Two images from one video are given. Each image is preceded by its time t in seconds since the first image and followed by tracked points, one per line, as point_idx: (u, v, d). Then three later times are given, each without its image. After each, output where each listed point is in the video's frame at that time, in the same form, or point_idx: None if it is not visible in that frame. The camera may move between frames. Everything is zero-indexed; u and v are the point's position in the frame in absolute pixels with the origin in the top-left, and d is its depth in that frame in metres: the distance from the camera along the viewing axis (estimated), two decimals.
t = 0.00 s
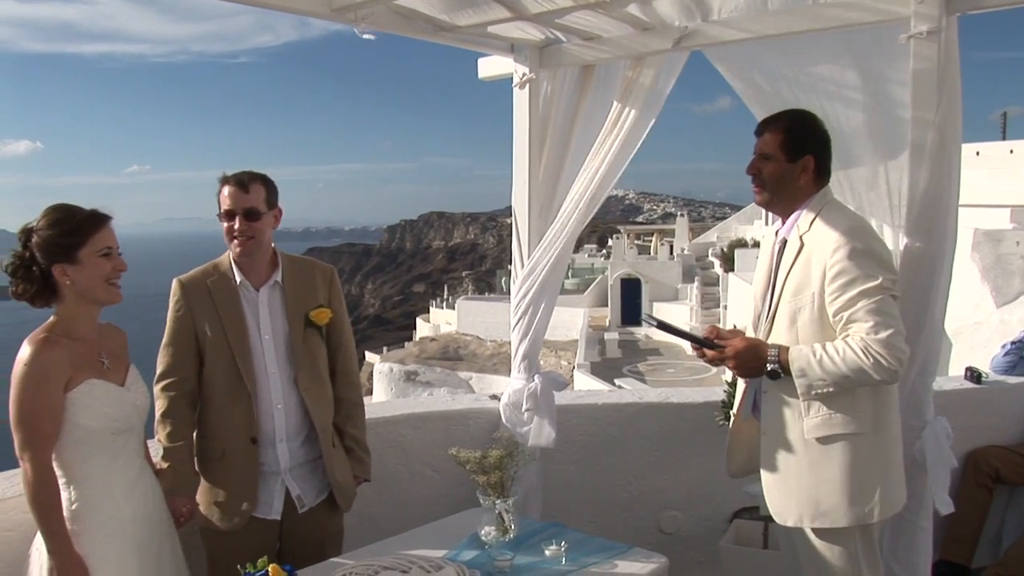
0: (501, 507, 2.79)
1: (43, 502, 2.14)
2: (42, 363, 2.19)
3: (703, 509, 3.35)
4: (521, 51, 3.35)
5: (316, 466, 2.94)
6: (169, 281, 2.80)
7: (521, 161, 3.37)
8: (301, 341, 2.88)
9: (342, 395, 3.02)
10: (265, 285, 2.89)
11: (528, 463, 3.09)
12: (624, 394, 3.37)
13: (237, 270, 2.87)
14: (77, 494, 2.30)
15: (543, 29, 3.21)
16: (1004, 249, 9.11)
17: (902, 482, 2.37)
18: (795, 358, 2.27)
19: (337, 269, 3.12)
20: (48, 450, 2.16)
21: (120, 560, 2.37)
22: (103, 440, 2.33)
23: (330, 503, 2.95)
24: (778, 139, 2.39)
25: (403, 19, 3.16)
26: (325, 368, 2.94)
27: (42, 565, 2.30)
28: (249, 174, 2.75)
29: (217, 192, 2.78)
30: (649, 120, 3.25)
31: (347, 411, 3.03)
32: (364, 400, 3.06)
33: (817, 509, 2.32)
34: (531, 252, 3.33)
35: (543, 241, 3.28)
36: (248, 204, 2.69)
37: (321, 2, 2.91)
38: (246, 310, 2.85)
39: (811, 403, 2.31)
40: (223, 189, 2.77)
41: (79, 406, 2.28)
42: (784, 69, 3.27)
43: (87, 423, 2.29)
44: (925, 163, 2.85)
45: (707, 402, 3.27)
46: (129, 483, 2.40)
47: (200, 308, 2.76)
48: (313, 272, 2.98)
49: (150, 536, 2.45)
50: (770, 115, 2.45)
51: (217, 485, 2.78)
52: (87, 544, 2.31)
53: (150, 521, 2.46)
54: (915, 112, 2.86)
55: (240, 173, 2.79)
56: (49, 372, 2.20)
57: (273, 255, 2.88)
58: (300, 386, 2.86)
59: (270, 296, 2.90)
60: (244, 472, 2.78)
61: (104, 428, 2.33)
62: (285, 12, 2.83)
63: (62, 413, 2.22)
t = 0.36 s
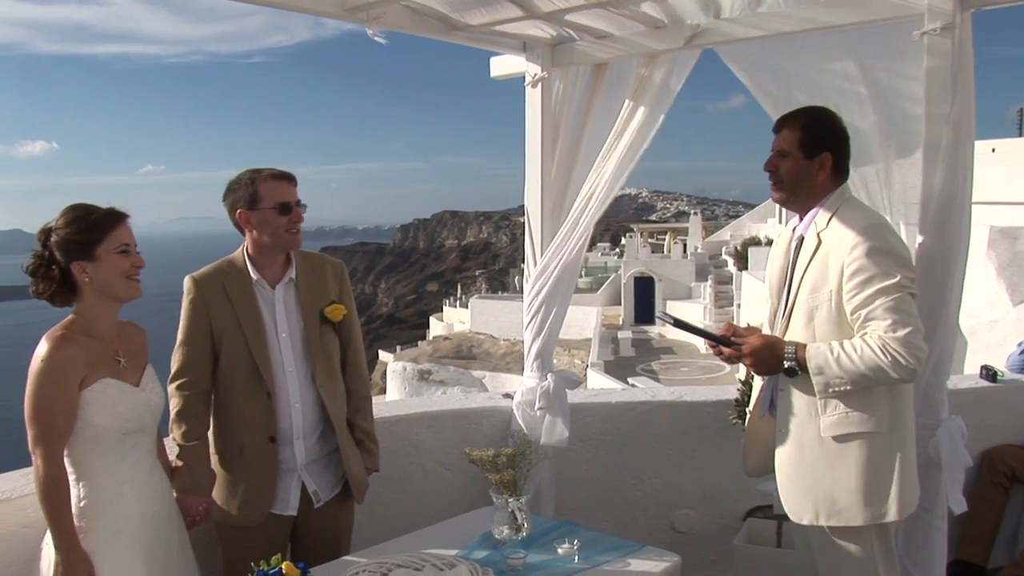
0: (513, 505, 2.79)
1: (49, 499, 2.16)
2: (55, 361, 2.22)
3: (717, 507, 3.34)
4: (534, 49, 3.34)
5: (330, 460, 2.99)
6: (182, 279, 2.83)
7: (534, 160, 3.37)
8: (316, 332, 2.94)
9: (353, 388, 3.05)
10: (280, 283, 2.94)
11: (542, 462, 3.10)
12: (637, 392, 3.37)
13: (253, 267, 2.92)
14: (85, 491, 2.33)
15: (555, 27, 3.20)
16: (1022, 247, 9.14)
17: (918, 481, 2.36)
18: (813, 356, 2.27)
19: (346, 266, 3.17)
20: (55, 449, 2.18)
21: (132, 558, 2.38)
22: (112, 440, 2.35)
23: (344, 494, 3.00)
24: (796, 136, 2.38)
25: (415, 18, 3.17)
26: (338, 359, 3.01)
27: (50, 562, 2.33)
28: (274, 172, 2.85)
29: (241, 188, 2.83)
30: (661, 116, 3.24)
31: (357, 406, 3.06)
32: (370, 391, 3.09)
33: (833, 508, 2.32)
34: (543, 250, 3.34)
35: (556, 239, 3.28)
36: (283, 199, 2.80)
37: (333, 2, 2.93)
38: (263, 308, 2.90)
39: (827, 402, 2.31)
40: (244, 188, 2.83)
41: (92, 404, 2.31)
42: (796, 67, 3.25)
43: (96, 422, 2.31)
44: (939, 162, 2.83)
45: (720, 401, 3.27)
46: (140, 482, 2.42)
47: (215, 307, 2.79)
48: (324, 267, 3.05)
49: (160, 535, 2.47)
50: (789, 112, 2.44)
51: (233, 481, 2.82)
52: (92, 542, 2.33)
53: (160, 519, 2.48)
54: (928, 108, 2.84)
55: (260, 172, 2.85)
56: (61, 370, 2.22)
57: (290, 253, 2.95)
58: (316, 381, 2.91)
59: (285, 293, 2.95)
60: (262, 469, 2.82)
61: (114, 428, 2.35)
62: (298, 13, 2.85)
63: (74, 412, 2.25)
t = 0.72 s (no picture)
0: (534, 506, 2.81)
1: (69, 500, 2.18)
2: (76, 363, 2.24)
3: (741, 509, 3.33)
4: (556, 50, 3.33)
5: (354, 459, 3.00)
6: (207, 280, 2.82)
7: (555, 162, 3.36)
8: (340, 333, 2.97)
9: (373, 388, 3.05)
10: (305, 284, 2.95)
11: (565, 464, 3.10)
12: (660, 393, 3.36)
13: (278, 267, 2.94)
14: (105, 492, 2.35)
15: (575, 28, 3.18)
16: None
17: (950, 485, 2.34)
18: (842, 359, 2.25)
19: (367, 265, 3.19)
20: (75, 450, 2.21)
21: (154, 558, 2.40)
22: (131, 441, 2.37)
23: (368, 493, 3.02)
24: (814, 137, 2.38)
25: (436, 20, 3.18)
26: (361, 359, 3.03)
27: (71, 562, 2.35)
28: (298, 174, 2.86)
29: (268, 189, 2.85)
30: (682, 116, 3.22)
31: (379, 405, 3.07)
32: (388, 390, 3.08)
33: (864, 513, 2.31)
34: (566, 251, 3.33)
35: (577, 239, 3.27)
36: (309, 200, 2.82)
37: (354, 4, 2.94)
38: (289, 310, 2.92)
39: (856, 406, 2.30)
40: (269, 190, 2.84)
41: (112, 405, 2.33)
42: (819, 66, 3.24)
43: (115, 424, 2.33)
44: (962, 161, 2.80)
45: (744, 402, 3.25)
46: (162, 482, 2.44)
47: (242, 307, 2.80)
48: (346, 267, 3.08)
49: (180, 535, 2.48)
50: (808, 113, 2.44)
51: (257, 482, 2.83)
52: (112, 542, 2.35)
53: (179, 520, 2.49)
54: (953, 106, 2.80)
55: (285, 174, 2.87)
56: (82, 372, 2.24)
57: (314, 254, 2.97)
58: (342, 382, 2.93)
59: (310, 295, 2.96)
60: (289, 470, 2.83)
61: (132, 429, 2.37)
62: (319, 15, 2.85)
63: (94, 413, 2.27)
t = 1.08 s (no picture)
0: (569, 507, 2.79)
1: (108, 495, 2.21)
2: (114, 360, 2.26)
3: (777, 513, 3.30)
4: (595, 49, 3.31)
5: (391, 458, 3.01)
6: (246, 277, 2.85)
7: (593, 162, 3.36)
8: (378, 331, 2.97)
9: (411, 387, 3.06)
10: (343, 282, 2.96)
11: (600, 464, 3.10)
12: (697, 394, 3.35)
13: (317, 264, 2.96)
14: (146, 486, 2.38)
15: (613, 27, 3.16)
16: None
17: (997, 492, 2.30)
18: (885, 364, 2.23)
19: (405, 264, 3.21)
20: (114, 446, 2.23)
21: (192, 553, 2.43)
22: (171, 436, 2.40)
23: (404, 492, 3.02)
24: (856, 141, 2.35)
25: (475, 19, 3.17)
26: (399, 358, 3.04)
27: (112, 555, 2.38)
28: (338, 172, 2.87)
29: (307, 189, 2.87)
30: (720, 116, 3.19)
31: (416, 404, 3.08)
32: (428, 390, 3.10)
33: (909, 520, 2.28)
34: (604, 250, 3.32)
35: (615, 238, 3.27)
36: (348, 199, 2.83)
37: (393, 3, 2.93)
38: (327, 306, 2.93)
39: (900, 412, 2.27)
40: (308, 189, 2.86)
41: (151, 401, 2.35)
42: (860, 64, 3.20)
43: (156, 420, 2.35)
44: (1009, 161, 2.74)
45: (781, 404, 3.23)
46: (201, 478, 2.46)
47: (280, 304, 2.82)
48: (386, 265, 3.09)
49: (219, 531, 2.50)
50: (850, 116, 2.41)
51: (293, 479, 2.85)
52: (151, 536, 2.38)
53: (218, 516, 2.51)
54: (999, 105, 2.74)
55: (324, 173, 2.89)
56: (120, 369, 2.27)
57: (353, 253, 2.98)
58: (379, 380, 2.94)
59: (348, 292, 2.98)
60: (325, 467, 2.84)
61: (172, 425, 2.39)
62: (358, 15, 2.86)
63: (132, 409, 2.29)
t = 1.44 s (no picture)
0: (626, 507, 2.69)
1: (164, 486, 2.25)
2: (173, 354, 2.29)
3: (837, 515, 3.26)
4: (654, 46, 3.30)
5: (449, 456, 3.02)
6: (305, 275, 2.89)
7: (652, 159, 3.34)
8: (437, 329, 2.97)
9: (471, 385, 3.07)
10: (401, 279, 2.98)
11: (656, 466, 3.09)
12: (758, 394, 3.31)
13: (373, 262, 2.97)
14: (203, 479, 2.41)
15: (673, 23, 3.14)
16: None
17: None
18: (954, 366, 2.17)
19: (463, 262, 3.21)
20: (172, 438, 2.25)
21: (248, 546, 2.45)
22: (228, 430, 2.42)
23: (462, 491, 3.02)
24: (928, 138, 2.29)
25: (533, 16, 3.13)
26: (458, 357, 3.04)
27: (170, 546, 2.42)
28: (396, 170, 2.89)
29: (366, 186, 2.88)
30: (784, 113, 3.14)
31: (475, 402, 3.08)
32: (488, 388, 3.11)
33: (979, 529, 2.21)
34: (664, 248, 3.30)
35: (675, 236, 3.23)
36: (406, 196, 2.84)
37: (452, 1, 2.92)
38: (384, 303, 2.95)
39: (970, 417, 2.21)
40: (367, 186, 2.88)
41: (208, 396, 2.38)
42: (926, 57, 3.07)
43: (213, 414, 2.38)
44: None
45: (842, 406, 3.18)
46: (259, 472, 2.49)
47: (336, 301, 2.84)
48: (443, 264, 3.10)
49: (275, 524, 2.52)
50: (922, 111, 2.35)
51: (352, 474, 2.88)
52: (208, 529, 2.41)
53: (275, 511, 2.53)
54: None
55: (383, 170, 2.91)
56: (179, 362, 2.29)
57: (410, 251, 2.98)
58: (437, 377, 2.94)
59: (405, 289, 2.99)
60: (383, 463, 2.86)
61: (230, 420, 2.42)
62: (418, 12, 2.85)
63: (189, 402, 2.32)
